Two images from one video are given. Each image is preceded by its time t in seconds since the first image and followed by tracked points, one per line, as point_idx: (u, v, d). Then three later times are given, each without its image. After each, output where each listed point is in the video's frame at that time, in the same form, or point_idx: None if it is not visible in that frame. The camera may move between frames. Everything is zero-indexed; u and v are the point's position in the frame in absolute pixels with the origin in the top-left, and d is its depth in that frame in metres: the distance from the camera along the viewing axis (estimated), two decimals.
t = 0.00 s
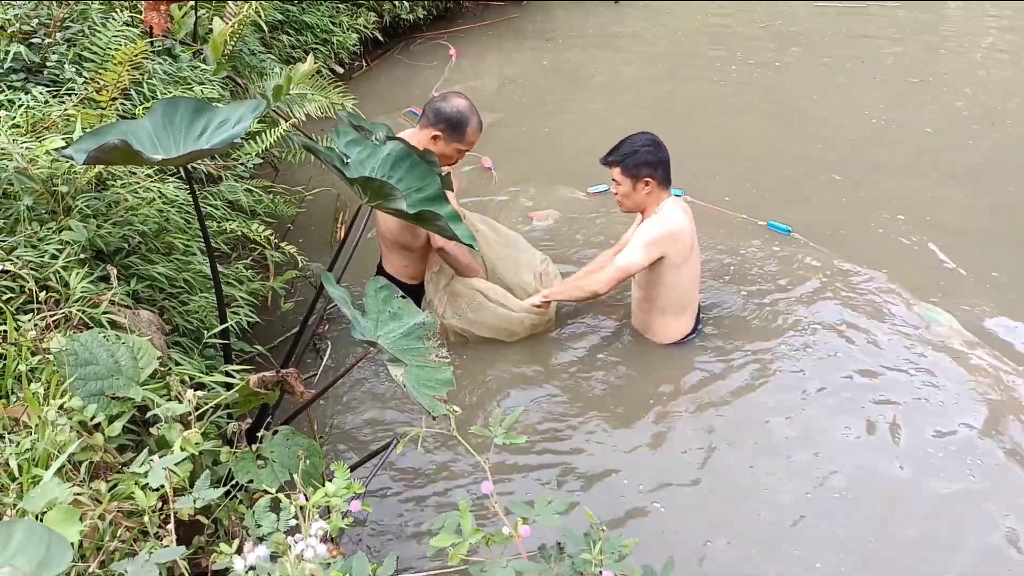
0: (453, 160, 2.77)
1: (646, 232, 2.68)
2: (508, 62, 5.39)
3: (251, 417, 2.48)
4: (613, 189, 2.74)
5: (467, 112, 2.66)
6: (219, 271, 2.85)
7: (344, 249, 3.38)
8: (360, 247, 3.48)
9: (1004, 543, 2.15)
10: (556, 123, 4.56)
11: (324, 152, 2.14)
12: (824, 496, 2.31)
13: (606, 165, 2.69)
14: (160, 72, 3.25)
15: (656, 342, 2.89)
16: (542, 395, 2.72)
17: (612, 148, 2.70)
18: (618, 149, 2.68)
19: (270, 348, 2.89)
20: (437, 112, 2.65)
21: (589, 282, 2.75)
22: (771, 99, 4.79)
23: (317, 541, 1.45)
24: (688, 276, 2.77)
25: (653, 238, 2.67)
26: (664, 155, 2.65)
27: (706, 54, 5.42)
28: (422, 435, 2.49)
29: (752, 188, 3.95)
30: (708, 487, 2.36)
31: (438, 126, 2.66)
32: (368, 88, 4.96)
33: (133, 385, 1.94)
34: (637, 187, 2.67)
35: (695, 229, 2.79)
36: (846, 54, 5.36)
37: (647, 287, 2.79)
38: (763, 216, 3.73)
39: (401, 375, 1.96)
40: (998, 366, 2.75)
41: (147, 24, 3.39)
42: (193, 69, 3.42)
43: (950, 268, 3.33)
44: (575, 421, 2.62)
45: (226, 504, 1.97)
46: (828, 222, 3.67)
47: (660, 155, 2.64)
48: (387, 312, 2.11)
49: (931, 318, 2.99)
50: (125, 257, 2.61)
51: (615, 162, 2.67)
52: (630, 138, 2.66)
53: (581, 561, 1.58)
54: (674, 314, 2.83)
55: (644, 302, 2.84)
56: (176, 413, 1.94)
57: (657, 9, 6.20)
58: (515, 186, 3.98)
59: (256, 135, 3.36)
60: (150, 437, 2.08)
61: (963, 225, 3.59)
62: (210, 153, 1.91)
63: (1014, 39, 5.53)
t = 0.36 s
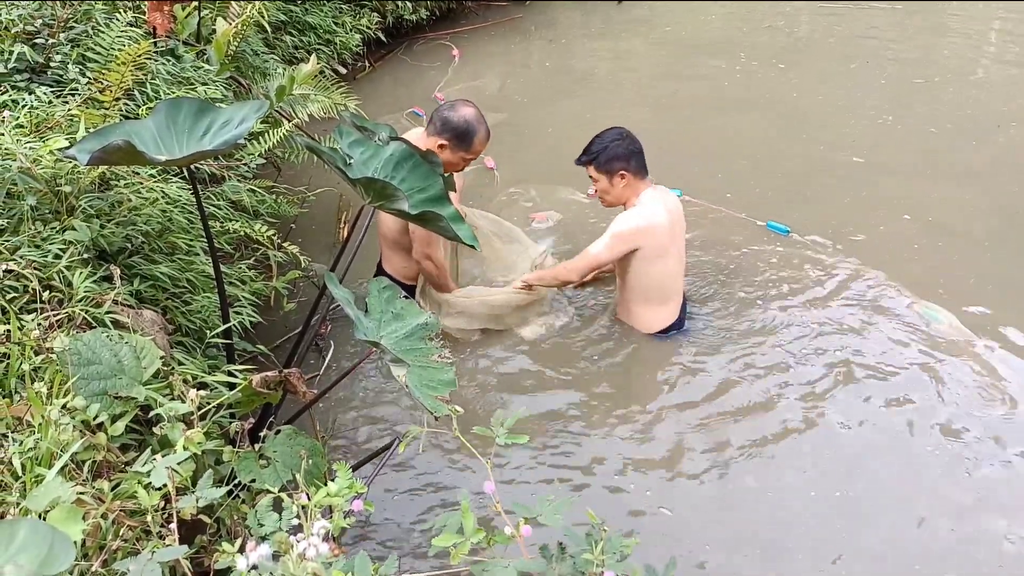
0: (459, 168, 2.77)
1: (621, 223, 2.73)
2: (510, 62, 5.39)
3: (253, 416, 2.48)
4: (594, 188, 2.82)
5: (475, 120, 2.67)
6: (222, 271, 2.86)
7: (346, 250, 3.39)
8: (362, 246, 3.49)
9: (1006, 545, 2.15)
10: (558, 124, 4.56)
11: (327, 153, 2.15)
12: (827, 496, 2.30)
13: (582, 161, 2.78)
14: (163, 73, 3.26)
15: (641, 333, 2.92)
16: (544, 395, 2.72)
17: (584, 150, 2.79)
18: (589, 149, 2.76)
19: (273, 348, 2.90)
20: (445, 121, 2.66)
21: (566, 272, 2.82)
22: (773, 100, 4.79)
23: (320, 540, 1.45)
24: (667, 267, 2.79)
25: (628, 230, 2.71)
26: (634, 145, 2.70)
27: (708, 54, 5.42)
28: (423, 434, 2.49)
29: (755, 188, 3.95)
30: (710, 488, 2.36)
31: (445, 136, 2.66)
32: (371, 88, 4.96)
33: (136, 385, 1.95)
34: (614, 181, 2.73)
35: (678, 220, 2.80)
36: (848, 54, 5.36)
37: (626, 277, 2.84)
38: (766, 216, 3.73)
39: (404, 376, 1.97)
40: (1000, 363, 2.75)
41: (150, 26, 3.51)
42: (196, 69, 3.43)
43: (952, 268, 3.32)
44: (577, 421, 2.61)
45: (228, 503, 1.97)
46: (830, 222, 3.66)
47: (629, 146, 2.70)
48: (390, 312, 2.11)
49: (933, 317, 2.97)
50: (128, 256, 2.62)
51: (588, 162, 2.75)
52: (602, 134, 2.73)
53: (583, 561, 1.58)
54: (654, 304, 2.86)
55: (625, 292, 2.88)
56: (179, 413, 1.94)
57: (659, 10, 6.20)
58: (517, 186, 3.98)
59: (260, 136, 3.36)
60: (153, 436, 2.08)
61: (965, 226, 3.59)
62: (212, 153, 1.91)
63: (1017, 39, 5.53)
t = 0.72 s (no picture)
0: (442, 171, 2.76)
1: (637, 210, 2.65)
2: (513, 62, 5.39)
3: (256, 415, 2.49)
4: (613, 161, 2.71)
5: (441, 115, 2.64)
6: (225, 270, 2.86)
7: (349, 250, 3.40)
8: (365, 246, 3.49)
9: (1011, 546, 2.14)
10: (562, 124, 4.56)
11: (330, 152, 2.15)
12: (830, 497, 2.30)
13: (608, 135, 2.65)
14: (167, 72, 3.27)
15: (630, 318, 2.90)
16: (546, 395, 2.72)
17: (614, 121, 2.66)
18: (619, 122, 2.63)
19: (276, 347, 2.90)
20: (417, 127, 2.66)
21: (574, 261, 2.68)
22: (777, 100, 4.79)
23: (324, 538, 1.45)
24: (667, 257, 2.78)
25: (646, 217, 2.63)
26: (666, 130, 2.60)
27: (712, 55, 5.41)
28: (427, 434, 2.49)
29: (757, 188, 3.95)
30: (713, 487, 2.35)
31: (419, 140, 2.66)
32: (374, 88, 4.97)
33: (140, 383, 1.95)
34: (637, 161, 2.63)
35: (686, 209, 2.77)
36: (851, 55, 5.35)
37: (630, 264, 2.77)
38: (769, 216, 3.73)
39: (406, 374, 1.96)
40: (1000, 364, 2.75)
41: (155, 26, 3.48)
42: (200, 69, 3.43)
43: (955, 268, 3.32)
44: (579, 421, 2.61)
45: (231, 502, 1.98)
46: (833, 222, 3.66)
47: (661, 130, 2.59)
48: (392, 311, 2.11)
49: (932, 317, 2.97)
50: (132, 255, 2.62)
51: (616, 135, 2.63)
52: (634, 111, 2.61)
53: (586, 560, 1.58)
54: (649, 292, 2.85)
55: (625, 278, 2.82)
56: (183, 411, 1.95)
57: (663, 10, 6.20)
58: (519, 186, 3.99)
59: (263, 135, 3.37)
60: (157, 435, 2.09)
61: (970, 226, 3.58)
62: (216, 152, 1.92)
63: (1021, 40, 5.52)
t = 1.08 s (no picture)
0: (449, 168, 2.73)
1: (658, 216, 2.64)
2: (519, 63, 5.40)
3: (264, 415, 2.50)
4: (630, 168, 2.65)
5: (451, 119, 2.60)
6: (233, 270, 2.87)
7: (356, 250, 3.41)
8: (372, 246, 3.50)
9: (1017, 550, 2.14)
10: (568, 125, 4.57)
11: (339, 153, 2.16)
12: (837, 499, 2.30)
13: (629, 141, 2.59)
14: (176, 73, 3.28)
15: (631, 322, 2.87)
16: (553, 396, 2.73)
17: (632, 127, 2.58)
18: (639, 129, 2.57)
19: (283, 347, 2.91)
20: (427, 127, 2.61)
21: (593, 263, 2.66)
22: (783, 102, 4.79)
23: (336, 539, 1.46)
24: (677, 263, 2.79)
25: (666, 227, 2.64)
26: (686, 138, 2.59)
27: (718, 56, 5.42)
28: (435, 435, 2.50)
29: (764, 190, 3.95)
30: (719, 489, 2.36)
31: (426, 142, 2.64)
32: (381, 88, 4.98)
33: (150, 383, 1.96)
34: (659, 170, 2.60)
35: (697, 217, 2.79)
36: (858, 56, 5.35)
37: (642, 267, 2.76)
38: (775, 217, 3.73)
39: (414, 376, 1.97)
40: (1004, 364, 2.76)
41: (163, 27, 3.53)
42: (208, 70, 3.45)
43: (963, 270, 3.32)
44: (585, 423, 2.62)
45: (240, 502, 1.98)
46: (839, 224, 3.66)
47: (682, 139, 2.58)
48: (401, 313, 2.12)
49: (936, 317, 3.00)
50: (141, 256, 2.63)
51: (639, 144, 2.56)
52: (655, 118, 2.58)
53: (594, 562, 1.58)
54: (653, 297, 2.84)
55: (634, 280, 2.80)
56: (192, 411, 1.95)
57: (668, 11, 6.20)
58: (526, 187, 3.99)
59: (271, 136, 3.39)
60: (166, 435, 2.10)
61: (977, 229, 3.58)
62: (227, 153, 1.93)
63: None
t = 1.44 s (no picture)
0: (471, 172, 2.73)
1: (667, 229, 2.62)
2: (523, 61, 5.39)
3: (268, 412, 2.50)
4: (630, 180, 2.59)
5: (471, 120, 2.59)
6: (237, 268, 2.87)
7: (361, 247, 3.41)
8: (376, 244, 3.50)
9: None
10: (572, 123, 4.56)
11: (343, 150, 2.15)
12: (843, 498, 2.29)
13: (628, 153, 2.53)
14: (181, 70, 3.28)
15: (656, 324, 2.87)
16: (558, 396, 2.72)
17: (629, 137, 2.52)
18: (637, 138, 2.51)
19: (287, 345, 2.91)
20: (448, 128, 2.60)
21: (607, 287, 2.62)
22: (788, 100, 4.77)
23: (343, 536, 1.46)
24: (688, 266, 2.78)
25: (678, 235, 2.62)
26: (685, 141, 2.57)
27: (722, 54, 5.40)
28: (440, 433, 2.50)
29: (769, 189, 3.94)
30: (724, 487, 2.35)
31: (446, 142, 2.63)
32: (384, 86, 4.97)
33: (155, 380, 1.96)
34: (662, 176, 2.57)
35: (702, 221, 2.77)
36: (863, 55, 5.33)
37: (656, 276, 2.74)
38: (781, 216, 3.72)
39: (419, 373, 1.97)
40: (1008, 362, 2.75)
41: (168, 24, 3.51)
42: (213, 67, 3.45)
43: (968, 270, 3.30)
44: (590, 421, 2.61)
45: (244, 499, 1.98)
46: (845, 223, 3.65)
47: (681, 142, 2.56)
48: (405, 310, 2.12)
49: (939, 314, 2.98)
50: (146, 253, 2.63)
51: (641, 153, 2.51)
52: (649, 123, 2.54)
53: (600, 560, 1.57)
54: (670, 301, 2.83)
55: (649, 290, 2.78)
56: (197, 408, 1.95)
57: (673, 9, 6.19)
58: (530, 185, 3.99)
59: (276, 133, 3.39)
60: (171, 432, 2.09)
61: (984, 228, 3.56)
62: (232, 150, 1.92)
63: None
